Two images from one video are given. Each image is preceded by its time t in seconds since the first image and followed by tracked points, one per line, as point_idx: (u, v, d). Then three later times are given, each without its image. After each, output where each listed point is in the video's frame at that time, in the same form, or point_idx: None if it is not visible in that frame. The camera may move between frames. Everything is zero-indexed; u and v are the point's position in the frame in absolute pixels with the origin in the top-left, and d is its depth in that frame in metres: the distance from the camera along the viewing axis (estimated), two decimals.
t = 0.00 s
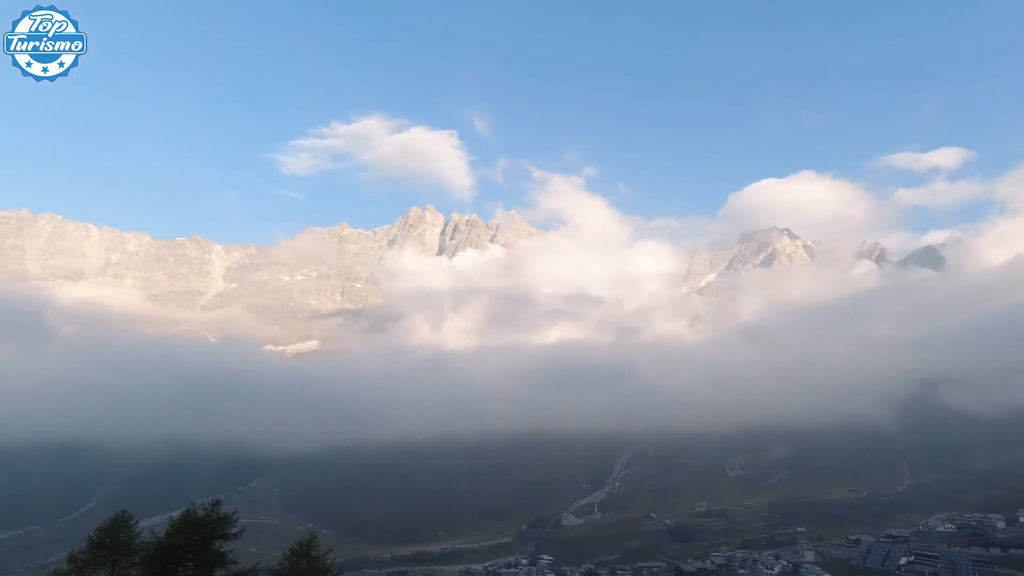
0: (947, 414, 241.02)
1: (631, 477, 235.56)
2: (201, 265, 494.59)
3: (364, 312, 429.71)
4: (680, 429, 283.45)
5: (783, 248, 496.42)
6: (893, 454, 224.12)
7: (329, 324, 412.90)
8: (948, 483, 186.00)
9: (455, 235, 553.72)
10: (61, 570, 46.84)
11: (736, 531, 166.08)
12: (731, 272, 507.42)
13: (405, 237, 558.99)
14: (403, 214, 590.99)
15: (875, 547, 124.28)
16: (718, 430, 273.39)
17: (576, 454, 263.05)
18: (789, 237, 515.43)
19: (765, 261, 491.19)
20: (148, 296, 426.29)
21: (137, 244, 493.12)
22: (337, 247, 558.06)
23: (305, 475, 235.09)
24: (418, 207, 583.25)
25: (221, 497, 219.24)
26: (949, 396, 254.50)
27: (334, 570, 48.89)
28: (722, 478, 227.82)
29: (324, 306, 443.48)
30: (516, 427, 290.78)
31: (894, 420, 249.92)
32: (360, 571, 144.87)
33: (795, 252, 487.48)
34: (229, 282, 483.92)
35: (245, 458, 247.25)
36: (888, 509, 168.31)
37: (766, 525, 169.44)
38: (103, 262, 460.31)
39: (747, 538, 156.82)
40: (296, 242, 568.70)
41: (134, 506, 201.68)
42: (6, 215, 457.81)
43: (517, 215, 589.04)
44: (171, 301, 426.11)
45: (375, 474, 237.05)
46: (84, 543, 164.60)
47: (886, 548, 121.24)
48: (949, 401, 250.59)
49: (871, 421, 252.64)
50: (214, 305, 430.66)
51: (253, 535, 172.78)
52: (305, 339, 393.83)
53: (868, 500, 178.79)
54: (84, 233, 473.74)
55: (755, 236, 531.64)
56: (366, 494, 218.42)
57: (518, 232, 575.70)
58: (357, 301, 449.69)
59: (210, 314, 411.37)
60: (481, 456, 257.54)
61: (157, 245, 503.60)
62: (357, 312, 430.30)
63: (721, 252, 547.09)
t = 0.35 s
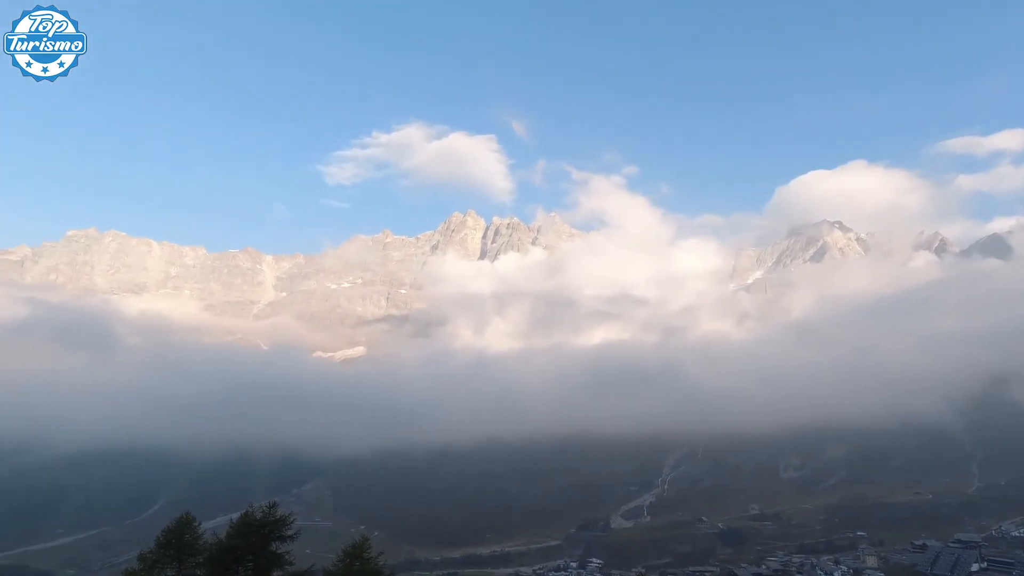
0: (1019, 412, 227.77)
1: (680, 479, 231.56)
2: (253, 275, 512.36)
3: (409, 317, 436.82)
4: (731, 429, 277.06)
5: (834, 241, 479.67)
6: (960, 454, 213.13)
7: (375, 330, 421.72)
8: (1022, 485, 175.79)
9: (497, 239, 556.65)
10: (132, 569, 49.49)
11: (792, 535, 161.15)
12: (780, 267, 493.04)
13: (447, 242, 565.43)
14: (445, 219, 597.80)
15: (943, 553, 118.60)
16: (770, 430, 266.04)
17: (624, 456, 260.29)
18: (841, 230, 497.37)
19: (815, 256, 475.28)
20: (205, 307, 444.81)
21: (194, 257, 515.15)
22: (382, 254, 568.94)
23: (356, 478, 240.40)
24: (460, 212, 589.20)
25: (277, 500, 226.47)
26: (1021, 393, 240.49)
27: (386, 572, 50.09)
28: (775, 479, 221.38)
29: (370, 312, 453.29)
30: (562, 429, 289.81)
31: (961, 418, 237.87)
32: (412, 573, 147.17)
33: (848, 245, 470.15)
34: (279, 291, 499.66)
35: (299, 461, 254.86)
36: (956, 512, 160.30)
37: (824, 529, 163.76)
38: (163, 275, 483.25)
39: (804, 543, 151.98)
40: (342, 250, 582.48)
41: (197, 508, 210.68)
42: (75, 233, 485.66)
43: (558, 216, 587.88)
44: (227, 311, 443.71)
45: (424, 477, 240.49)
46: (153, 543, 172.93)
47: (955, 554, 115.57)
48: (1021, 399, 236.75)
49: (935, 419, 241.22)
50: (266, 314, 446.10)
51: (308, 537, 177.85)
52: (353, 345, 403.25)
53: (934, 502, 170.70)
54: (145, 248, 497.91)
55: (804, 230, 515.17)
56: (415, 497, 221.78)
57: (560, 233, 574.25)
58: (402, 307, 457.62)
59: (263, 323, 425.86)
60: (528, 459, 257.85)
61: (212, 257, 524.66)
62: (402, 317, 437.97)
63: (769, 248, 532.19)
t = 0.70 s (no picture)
0: None
1: (729, 481, 226.32)
2: (300, 283, 527.29)
3: (451, 320, 441.51)
4: (782, 429, 269.31)
5: (887, 233, 461.04)
6: None
7: (419, 334, 427.90)
8: None
9: (537, 240, 556.67)
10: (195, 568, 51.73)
11: (849, 539, 155.46)
12: (830, 262, 476.84)
13: (487, 245, 568.72)
14: (485, 222, 601.31)
15: (1014, 560, 112.34)
16: (823, 431, 257.53)
17: (670, 458, 256.43)
18: (894, 222, 477.58)
19: (867, 249, 457.65)
20: (256, 314, 460.30)
21: (244, 266, 533.52)
22: (423, 259, 576.88)
23: (403, 481, 244.23)
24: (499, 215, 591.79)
25: (327, 502, 232.23)
26: None
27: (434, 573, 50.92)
28: (830, 481, 214.00)
29: (413, 316, 460.11)
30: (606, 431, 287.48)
31: None
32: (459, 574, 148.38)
33: (903, 238, 450.89)
34: (325, 297, 512.53)
35: (348, 464, 260.79)
36: None
37: (883, 533, 157.47)
38: (216, 284, 502.32)
39: (862, 547, 146.41)
40: (385, 255, 593.16)
41: (252, 509, 217.95)
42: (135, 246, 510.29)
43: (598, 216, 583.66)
44: (276, 318, 458.08)
45: (469, 479, 242.49)
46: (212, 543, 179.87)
47: None
48: None
49: (1002, 417, 228.87)
50: (313, 320, 458.24)
51: (358, 538, 181.64)
52: (397, 349, 410.01)
53: (1004, 506, 161.71)
54: (199, 258, 518.11)
55: (854, 223, 497.12)
56: (461, 500, 223.81)
57: (600, 233, 570.05)
58: (444, 310, 462.95)
59: (311, 329, 437.61)
60: (572, 461, 256.73)
61: (261, 266, 542.62)
62: (445, 321, 442.98)
63: (817, 242, 515.33)
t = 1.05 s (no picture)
0: None
1: (783, 481, 219.88)
2: (347, 288, 539.97)
3: (495, 322, 444.20)
4: (838, 429, 259.93)
5: (948, 220, 438.96)
6: None
7: (463, 336, 432.29)
8: None
9: (579, 240, 553.59)
10: (255, 566, 53.92)
11: (913, 542, 148.92)
12: (886, 253, 457.37)
13: (529, 245, 569.13)
14: (526, 223, 601.62)
15: None
16: (882, 429, 247.35)
17: (720, 457, 251.23)
18: (956, 209, 454.26)
19: (927, 238, 436.83)
20: (306, 320, 474.15)
21: (293, 273, 549.77)
22: (466, 261, 582.02)
23: (451, 482, 247.06)
24: (540, 215, 591.26)
25: (377, 502, 236.95)
26: None
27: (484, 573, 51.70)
28: (891, 482, 205.41)
29: (458, 319, 464.88)
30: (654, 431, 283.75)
31: None
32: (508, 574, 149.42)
33: (966, 225, 428.21)
34: (371, 302, 523.44)
35: (396, 465, 265.67)
36: None
37: (952, 535, 150.19)
38: (268, 292, 519.58)
39: (929, 551, 140.00)
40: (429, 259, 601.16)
41: (306, 510, 224.66)
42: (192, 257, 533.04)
43: (640, 213, 576.11)
44: (325, 323, 470.79)
45: (515, 480, 243.20)
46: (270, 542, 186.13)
47: None
48: None
49: None
50: (360, 324, 468.71)
51: (408, 538, 184.78)
52: (443, 351, 415.24)
53: None
54: (251, 267, 536.75)
55: (912, 211, 475.37)
56: (508, 500, 224.85)
57: (643, 231, 562.62)
58: (488, 312, 466.27)
59: (358, 333, 447.65)
60: (619, 462, 254.50)
61: (310, 273, 558.28)
62: (488, 323, 445.97)
63: (872, 233, 494.90)
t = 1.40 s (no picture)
0: None
1: (841, 482, 212.12)
2: (393, 293, 549.81)
3: (539, 324, 444.24)
4: (901, 427, 248.69)
5: (1015, 205, 414.05)
6: None
7: (508, 338, 433.99)
8: None
9: (622, 238, 547.63)
10: (311, 566, 55.67)
11: (985, 545, 141.46)
12: (948, 241, 435.12)
13: (571, 246, 566.54)
14: (568, 223, 598.88)
15: None
16: (949, 428, 235.38)
17: (774, 458, 244.06)
18: None
19: (993, 224, 413.17)
20: (354, 325, 485.48)
21: (341, 280, 563.03)
22: (509, 263, 583.99)
23: (499, 483, 248.74)
24: (582, 215, 587.71)
25: (427, 504, 240.42)
26: None
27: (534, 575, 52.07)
28: (959, 482, 195.30)
29: (502, 321, 467.16)
30: (704, 431, 278.14)
31: None
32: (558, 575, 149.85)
33: None
34: (417, 306, 531.36)
35: (445, 467, 269.13)
36: None
37: None
38: (317, 298, 534.20)
39: (1003, 555, 132.61)
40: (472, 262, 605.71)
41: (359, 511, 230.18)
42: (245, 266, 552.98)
43: (684, 210, 565.62)
44: (372, 328, 480.76)
45: (563, 482, 242.56)
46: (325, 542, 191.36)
47: None
48: None
49: None
50: (407, 328, 476.51)
51: (458, 539, 186.93)
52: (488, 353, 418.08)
53: None
54: (300, 275, 552.32)
55: (976, 197, 450.53)
56: (556, 502, 224.60)
57: (687, 227, 552.33)
58: (532, 314, 466.98)
59: (405, 337, 455.30)
60: (668, 462, 250.61)
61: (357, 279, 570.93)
62: (532, 324, 446.42)
63: (932, 221, 471.22)
